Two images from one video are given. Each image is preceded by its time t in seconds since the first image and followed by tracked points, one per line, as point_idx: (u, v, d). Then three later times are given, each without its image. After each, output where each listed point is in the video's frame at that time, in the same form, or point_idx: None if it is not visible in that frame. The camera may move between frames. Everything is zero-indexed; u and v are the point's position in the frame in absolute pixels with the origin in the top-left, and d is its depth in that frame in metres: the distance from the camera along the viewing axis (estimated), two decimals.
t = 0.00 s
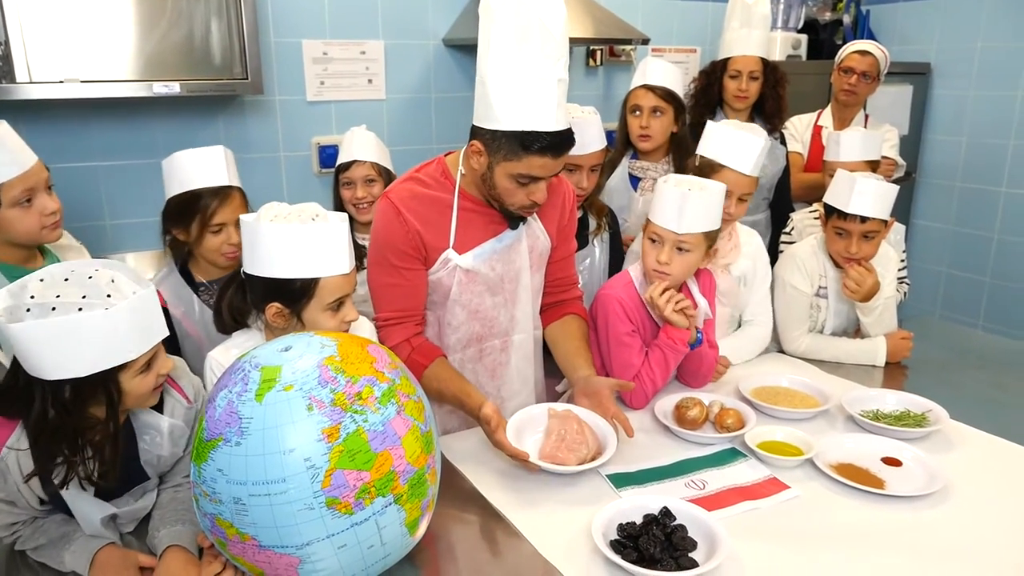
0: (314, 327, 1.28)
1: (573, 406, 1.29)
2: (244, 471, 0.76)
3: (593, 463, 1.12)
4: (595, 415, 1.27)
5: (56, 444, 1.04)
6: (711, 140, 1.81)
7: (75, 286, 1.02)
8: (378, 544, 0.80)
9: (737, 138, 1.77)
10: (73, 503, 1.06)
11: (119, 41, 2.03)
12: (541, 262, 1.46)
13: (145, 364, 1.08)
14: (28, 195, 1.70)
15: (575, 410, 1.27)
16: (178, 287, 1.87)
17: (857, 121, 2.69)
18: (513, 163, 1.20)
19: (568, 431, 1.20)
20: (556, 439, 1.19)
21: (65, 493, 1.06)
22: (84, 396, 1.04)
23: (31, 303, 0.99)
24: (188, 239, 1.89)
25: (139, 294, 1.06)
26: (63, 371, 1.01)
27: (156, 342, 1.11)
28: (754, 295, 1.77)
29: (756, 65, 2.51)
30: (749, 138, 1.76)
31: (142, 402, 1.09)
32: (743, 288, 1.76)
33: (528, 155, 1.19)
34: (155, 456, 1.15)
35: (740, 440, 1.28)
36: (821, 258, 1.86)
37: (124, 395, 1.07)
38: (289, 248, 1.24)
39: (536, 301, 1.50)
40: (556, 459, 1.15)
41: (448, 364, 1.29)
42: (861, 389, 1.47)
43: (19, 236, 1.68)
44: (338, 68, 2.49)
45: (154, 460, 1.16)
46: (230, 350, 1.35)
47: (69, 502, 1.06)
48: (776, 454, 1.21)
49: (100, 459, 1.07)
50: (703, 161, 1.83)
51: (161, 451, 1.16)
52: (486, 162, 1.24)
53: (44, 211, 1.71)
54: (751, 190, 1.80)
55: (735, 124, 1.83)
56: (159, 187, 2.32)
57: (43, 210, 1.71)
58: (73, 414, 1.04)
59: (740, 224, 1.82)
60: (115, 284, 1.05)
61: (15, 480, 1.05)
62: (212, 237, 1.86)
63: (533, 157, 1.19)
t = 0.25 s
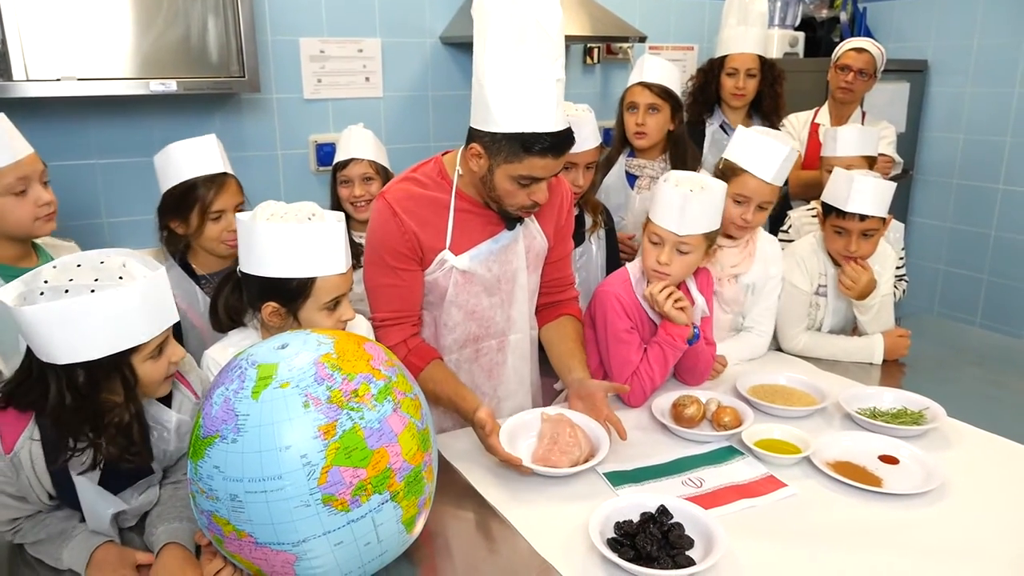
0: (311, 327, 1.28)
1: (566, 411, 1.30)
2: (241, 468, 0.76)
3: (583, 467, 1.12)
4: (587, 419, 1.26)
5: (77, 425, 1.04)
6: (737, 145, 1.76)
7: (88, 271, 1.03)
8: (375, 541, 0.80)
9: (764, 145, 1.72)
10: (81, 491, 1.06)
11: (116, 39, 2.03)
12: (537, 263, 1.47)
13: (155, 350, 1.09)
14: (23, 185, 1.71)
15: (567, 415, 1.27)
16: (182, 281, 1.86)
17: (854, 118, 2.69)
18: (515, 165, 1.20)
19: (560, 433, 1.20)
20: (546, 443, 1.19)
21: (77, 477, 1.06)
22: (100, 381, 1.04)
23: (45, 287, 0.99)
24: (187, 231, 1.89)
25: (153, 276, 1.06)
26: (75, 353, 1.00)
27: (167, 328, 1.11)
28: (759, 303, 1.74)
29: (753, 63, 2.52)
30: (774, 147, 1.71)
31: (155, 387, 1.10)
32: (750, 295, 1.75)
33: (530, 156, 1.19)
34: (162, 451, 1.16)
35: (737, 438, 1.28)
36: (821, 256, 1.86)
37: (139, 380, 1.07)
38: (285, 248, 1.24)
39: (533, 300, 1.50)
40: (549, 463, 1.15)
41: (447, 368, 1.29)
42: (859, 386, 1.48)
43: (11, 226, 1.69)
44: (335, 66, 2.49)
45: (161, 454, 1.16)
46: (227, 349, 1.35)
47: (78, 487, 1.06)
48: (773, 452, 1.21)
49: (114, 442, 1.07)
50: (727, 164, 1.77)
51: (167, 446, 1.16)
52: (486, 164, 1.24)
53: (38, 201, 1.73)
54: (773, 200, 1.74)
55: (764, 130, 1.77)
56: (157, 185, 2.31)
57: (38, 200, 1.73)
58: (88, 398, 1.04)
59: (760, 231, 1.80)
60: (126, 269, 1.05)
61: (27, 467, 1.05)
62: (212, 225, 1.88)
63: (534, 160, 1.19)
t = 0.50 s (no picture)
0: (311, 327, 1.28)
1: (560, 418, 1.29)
2: (240, 467, 0.76)
3: (584, 463, 1.13)
4: (577, 422, 1.26)
5: (68, 418, 1.04)
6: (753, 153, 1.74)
7: (81, 263, 1.03)
8: (375, 541, 0.80)
9: (775, 152, 1.70)
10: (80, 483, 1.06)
11: (116, 38, 2.02)
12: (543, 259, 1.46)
13: (149, 342, 1.08)
14: (27, 182, 1.73)
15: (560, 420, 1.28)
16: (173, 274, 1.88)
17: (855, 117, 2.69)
18: (529, 157, 1.19)
19: (556, 437, 1.21)
20: (543, 446, 1.20)
21: (76, 469, 1.07)
22: (92, 372, 1.04)
23: (39, 279, 1.01)
24: (181, 226, 1.90)
25: (145, 267, 1.06)
26: (67, 344, 1.01)
27: (160, 320, 1.10)
28: (766, 308, 1.74)
29: (753, 61, 2.52)
30: (787, 156, 1.69)
31: (148, 381, 1.08)
32: (757, 301, 1.75)
33: (545, 147, 1.18)
34: (163, 448, 1.16)
35: (738, 437, 1.27)
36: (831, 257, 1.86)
37: (131, 373, 1.06)
38: (287, 246, 1.24)
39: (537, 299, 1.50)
40: (548, 462, 1.16)
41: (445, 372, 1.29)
42: (860, 386, 1.47)
43: (11, 225, 1.69)
44: (336, 65, 2.49)
45: (161, 453, 1.16)
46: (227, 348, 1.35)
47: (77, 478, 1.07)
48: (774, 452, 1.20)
49: (106, 434, 1.06)
50: (740, 171, 1.76)
51: (168, 443, 1.16)
52: (499, 157, 1.23)
53: (41, 199, 1.73)
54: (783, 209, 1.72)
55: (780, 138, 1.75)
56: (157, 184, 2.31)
57: (41, 198, 1.73)
58: (81, 389, 1.04)
59: (772, 237, 1.79)
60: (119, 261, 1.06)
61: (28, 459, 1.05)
62: (205, 220, 1.88)
63: (549, 151, 1.19)
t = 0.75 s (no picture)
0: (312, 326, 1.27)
1: (554, 417, 1.30)
2: (239, 467, 0.75)
3: (583, 459, 1.14)
4: (573, 421, 1.28)
5: (73, 412, 1.05)
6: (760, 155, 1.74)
7: (83, 258, 1.05)
8: (374, 541, 0.80)
9: (781, 154, 1.70)
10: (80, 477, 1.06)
11: (116, 36, 2.02)
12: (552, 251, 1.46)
13: (152, 335, 1.09)
14: (30, 181, 1.73)
15: (556, 419, 1.28)
16: (174, 268, 1.88)
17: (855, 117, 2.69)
18: (552, 129, 1.20)
19: (553, 433, 1.20)
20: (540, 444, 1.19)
21: (77, 463, 1.07)
22: (95, 365, 1.05)
23: (42, 272, 1.02)
24: (182, 219, 1.90)
25: (147, 260, 1.08)
26: (71, 335, 1.02)
27: (162, 313, 1.11)
28: (769, 312, 1.73)
29: (752, 61, 2.53)
30: (792, 157, 1.69)
31: (150, 375, 1.09)
32: (759, 304, 1.73)
33: (568, 119, 1.20)
34: (163, 447, 1.16)
35: (738, 437, 1.27)
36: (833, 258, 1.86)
37: (134, 365, 1.07)
38: (288, 246, 1.24)
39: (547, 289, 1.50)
40: (546, 459, 1.16)
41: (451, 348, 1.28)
42: (860, 386, 1.47)
43: (11, 223, 1.70)
44: (336, 64, 2.48)
45: (163, 450, 1.16)
46: (227, 347, 1.36)
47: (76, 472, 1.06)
48: (774, 452, 1.20)
49: (110, 427, 1.07)
50: (744, 172, 1.77)
51: (168, 442, 1.16)
52: (521, 134, 1.24)
53: (42, 199, 1.73)
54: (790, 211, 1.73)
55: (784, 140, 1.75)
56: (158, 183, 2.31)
57: (42, 198, 1.73)
58: (85, 382, 1.05)
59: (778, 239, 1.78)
60: (120, 256, 1.07)
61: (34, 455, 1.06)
62: (206, 213, 1.88)
63: (572, 122, 1.20)
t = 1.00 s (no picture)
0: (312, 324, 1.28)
1: (555, 417, 1.30)
2: (242, 466, 0.75)
3: (584, 459, 1.14)
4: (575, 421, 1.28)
5: (73, 396, 1.07)
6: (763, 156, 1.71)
7: (84, 246, 1.07)
8: (376, 540, 0.80)
9: (786, 155, 1.68)
10: (83, 467, 1.07)
11: (119, 34, 2.02)
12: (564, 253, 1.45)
13: (150, 322, 1.11)
14: (34, 187, 1.74)
15: (557, 419, 1.28)
16: (178, 263, 1.87)
17: (856, 117, 2.68)
18: (580, 132, 1.21)
19: (555, 434, 1.20)
20: (542, 444, 1.19)
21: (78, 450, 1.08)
22: (95, 350, 1.06)
23: (43, 259, 1.04)
24: (187, 216, 1.91)
25: (146, 247, 1.10)
26: (71, 320, 1.03)
27: (160, 299, 1.13)
28: (774, 314, 1.72)
29: (754, 60, 2.53)
30: (798, 158, 1.66)
31: (148, 361, 1.11)
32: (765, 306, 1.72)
33: (597, 123, 1.21)
34: (164, 440, 1.16)
35: (740, 438, 1.27)
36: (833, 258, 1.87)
37: (133, 351, 1.09)
38: (290, 244, 1.24)
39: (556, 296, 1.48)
40: (548, 459, 1.15)
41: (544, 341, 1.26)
42: (862, 387, 1.47)
43: (12, 226, 1.72)
44: (338, 62, 2.48)
45: (162, 443, 1.16)
46: (229, 346, 1.36)
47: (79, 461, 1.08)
48: (776, 452, 1.20)
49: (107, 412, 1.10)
50: (749, 175, 1.74)
51: (168, 434, 1.16)
52: (549, 135, 1.23)
53: (45, 204, 1.74)
54: (795, 211, 1.71)
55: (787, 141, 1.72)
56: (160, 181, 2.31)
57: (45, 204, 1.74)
58: (85, 366, 1.07)
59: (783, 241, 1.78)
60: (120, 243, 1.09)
61: (35, 443, 1.07)
62: (211, 211, 1.89)
63: (605, 126, 1.21)
